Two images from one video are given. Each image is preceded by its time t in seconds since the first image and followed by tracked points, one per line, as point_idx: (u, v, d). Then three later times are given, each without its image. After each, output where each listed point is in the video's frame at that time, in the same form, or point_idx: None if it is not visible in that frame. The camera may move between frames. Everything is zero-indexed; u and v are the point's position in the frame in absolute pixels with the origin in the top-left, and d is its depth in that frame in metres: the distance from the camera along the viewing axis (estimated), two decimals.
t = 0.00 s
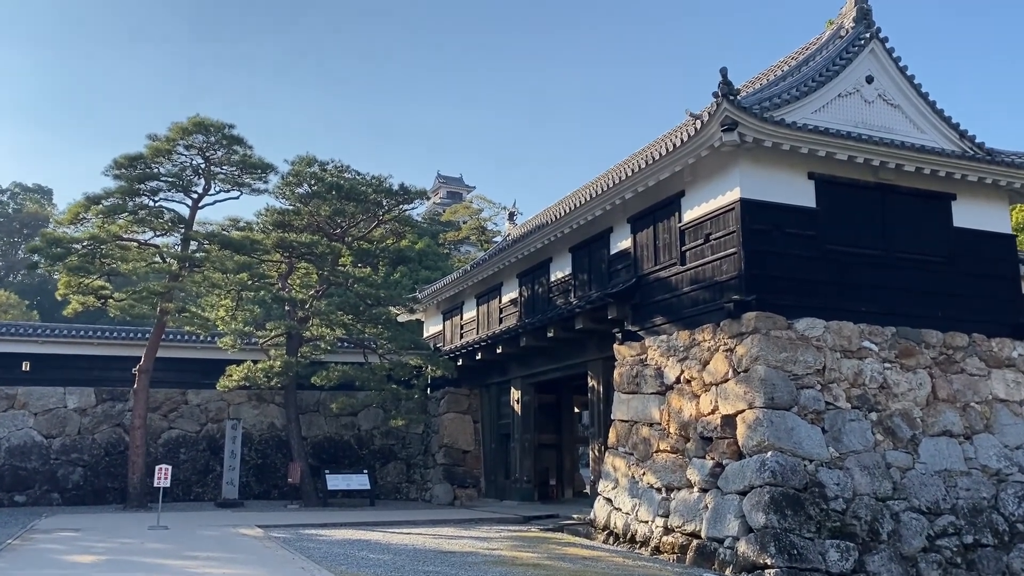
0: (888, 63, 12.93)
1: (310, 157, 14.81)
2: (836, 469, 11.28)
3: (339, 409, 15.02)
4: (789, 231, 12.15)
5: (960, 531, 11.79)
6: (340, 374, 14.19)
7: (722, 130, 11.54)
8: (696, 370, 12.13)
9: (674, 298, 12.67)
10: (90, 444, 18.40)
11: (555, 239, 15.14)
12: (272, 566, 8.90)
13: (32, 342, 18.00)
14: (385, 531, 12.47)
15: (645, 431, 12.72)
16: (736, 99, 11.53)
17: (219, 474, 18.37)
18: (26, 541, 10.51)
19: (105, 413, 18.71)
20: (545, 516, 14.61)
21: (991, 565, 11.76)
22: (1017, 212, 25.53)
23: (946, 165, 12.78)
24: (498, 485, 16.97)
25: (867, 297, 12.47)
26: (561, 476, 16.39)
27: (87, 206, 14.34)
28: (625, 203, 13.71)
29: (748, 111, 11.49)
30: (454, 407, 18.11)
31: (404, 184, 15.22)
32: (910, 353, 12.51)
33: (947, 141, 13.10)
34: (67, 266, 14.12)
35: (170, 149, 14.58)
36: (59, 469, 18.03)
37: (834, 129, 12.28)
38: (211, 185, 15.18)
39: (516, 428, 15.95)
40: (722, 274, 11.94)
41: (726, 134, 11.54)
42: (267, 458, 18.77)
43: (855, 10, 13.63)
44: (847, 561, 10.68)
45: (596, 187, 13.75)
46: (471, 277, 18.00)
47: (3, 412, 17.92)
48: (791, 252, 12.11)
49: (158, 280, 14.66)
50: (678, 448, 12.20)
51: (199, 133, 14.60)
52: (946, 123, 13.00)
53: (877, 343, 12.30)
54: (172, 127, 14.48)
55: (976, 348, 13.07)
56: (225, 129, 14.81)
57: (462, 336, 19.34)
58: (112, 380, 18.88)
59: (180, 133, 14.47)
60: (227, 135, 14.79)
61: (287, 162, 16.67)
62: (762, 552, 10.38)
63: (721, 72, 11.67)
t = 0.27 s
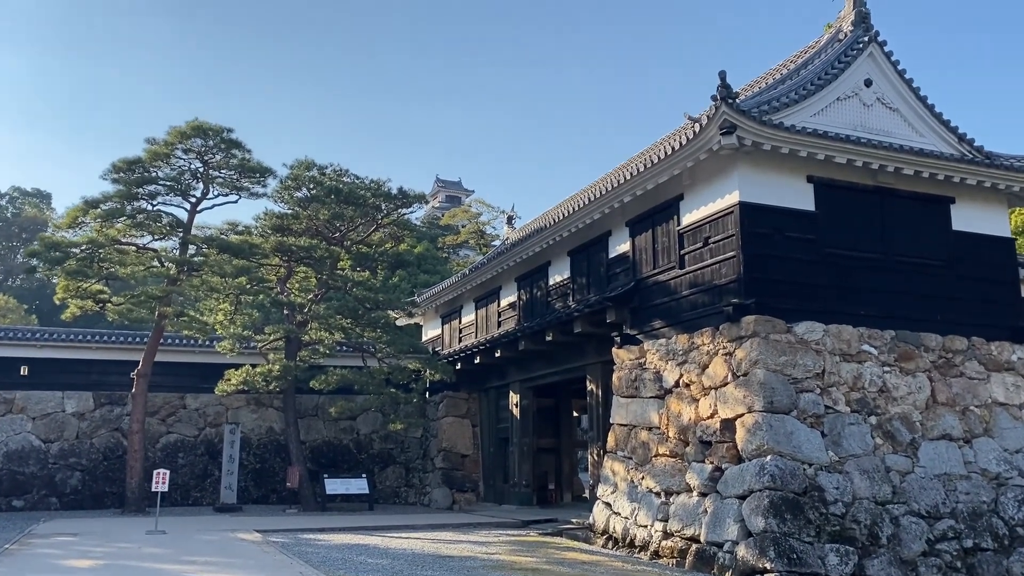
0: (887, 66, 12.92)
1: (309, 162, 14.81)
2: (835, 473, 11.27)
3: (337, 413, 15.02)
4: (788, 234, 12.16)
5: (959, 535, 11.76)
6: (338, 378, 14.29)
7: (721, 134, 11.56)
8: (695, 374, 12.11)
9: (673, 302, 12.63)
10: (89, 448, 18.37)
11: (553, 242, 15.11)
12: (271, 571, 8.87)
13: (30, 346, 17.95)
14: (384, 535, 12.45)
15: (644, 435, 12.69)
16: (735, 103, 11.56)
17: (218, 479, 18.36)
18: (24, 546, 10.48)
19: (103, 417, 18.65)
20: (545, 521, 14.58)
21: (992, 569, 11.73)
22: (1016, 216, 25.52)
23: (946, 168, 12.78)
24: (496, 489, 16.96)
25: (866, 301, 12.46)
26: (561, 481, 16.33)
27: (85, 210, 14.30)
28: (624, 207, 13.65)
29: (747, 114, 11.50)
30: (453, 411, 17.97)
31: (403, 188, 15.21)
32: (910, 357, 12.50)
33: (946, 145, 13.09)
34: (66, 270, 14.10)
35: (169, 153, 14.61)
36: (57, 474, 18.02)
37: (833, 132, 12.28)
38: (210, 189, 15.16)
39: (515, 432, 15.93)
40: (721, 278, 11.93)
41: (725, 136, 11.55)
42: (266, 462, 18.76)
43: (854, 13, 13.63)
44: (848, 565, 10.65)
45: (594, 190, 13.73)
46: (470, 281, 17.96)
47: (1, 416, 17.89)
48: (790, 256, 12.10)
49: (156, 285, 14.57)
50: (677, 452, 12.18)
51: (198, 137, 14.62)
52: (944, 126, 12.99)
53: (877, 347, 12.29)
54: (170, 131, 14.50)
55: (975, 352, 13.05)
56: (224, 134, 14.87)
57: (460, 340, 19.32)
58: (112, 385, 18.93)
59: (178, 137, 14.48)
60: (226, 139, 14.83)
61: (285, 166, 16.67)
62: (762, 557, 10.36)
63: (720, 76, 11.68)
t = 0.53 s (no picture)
0: (887, 71, 12.93)
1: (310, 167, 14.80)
2: (836, 477, 11.25)
3: (339, 417, 15.07)
4: (789, 239, 12.20)
5: (960, 540, 11.75)
6: (339, 383, 14.17)
7: (721, 139, 11.60)
8: (695, 378, 12.12)
9: (673, 307, 12.63)
10: (89, 453, 18.39)
11: (554, 247, 15.10)
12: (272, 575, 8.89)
13: (30, 351, 17.95)
14: (384, 541, 12.45)
15: (644, 439, 12.69)
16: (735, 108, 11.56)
17: (218, 484, 18.33)
18: (23, 551, 10.49)
19: (104, 422, 18.70)
20: (545, 526, 14.58)
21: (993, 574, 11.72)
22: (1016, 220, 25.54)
23: (945, 173, 12.80)
24: (497, 494, 16.91)
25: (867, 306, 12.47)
26: (561, 486, 16.38)
27: (87, 216, 14.35)
28: (624, 212, 13.63)
29: (747, 119, 11.50)
30: (454, 416, 18.04)
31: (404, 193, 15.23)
32: (911, 362, 12.50)
33: (945, 150, 13.11)
34: (67, 275, 14.09)
35: (170, 158, 14.60)
36: (59, 479, 18.02)
37: (833, 137, 12.31)
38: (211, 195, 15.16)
39: (515, 437, 15.91)
40: (721, 283, 11.94)
41: (725, 142, 11.56)
42: (266, 467, 18.75)
43: (854, 18, 13.65)
44: (848, 570, 10.63)
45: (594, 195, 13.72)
46: (470, 286, 17.95)
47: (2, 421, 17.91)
48: (790, 261, 12.13)
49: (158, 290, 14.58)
50: (678, 456, 12.18)
51: (199, 143, 14.65)
52: (944, 131, 13.01)
53: (877, 352, 12.30)
54: (172, 136, 14.52)
55: (975, 357, 13.06)
56: (226, 139, 14.90)
57: (461, 345, 19.34)
58: (112, 390, 18.87)
59: (180, 142, 14.48)
60: (227, 144, 14.88)
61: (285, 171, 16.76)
62: (762, 561, 10.37)
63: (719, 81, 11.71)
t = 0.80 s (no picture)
0: (942, 47, 11.39)
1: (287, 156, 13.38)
2: (885, 510, 9.75)
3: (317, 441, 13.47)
4: (830, 239, 10.66)
5: None
6: (318, 402, 12.74)
7: (752, 123, 10.11)
8: (725, 398, 10.56)
9: (698, 316, 11.04)
10: (34, 482, 16.86)
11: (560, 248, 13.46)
12: None
13: None
14: None
15: (666, 467, 11.09)
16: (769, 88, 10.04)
17: (180, 517, 16.84)
18: None
19: (50, 447, 17.20)
20: (552, 564, 13.00)
21: None
22: None
23: (1009, 163, 11.25)
24: (497, 529, 15.44)
25: (919, 314, 10.92)
26: (571, 519, 14.83)
27: (32, 212, 13.05)
28: (643, 206, 11.98)
29: (782, 101, 10.06)
30: (448, 441, 16.42)
31: (392, 186, 13.75)
32: (969, 378, 10.94)
33: (1007, 136, 11.57)
34: (9, 279, 12.64)
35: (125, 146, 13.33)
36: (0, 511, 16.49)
37: (881, 122, 10.79)
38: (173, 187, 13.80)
39: (518, 464, 14.35)
40: (753, 288, 10.40)
41: (757, 127, 10.07)
42: (235, 498, 17.22)
43: None
44: None
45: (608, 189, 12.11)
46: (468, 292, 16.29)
47: None
48: (832, 263, 10.60)
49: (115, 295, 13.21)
50: (704, 487, 10.61)
51: (158, 129, 13.35)
52: (1006, 115, 11.47)
53: (931, 367, 10.75)
54: (127, 122, 13.15)
55: None
56: (189, 125, 13.53)
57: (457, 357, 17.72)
58: (60, 411, 17.38)
59: (137, 128, 13.18)
60: (191, 131, 13.52)
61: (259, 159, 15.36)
62: None
63: (751, 56, 10.18)
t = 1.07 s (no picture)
0: (977, 37, 10.69)
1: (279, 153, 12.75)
2: (917, 533, 9.07)
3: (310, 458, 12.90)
4: (859, 242, 9.94)
5: None
6: (310, 417, 12.21)
7: (775, 119, 9.41)
8: (745, 413, 9.80)
9: (716, 325, 10.31)
10: (8, 501, 16.08)
11: (569, 253, 12.59)
12: None
13: None
14: None
15: (683, 487, 10.30)
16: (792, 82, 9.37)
17: (163, 539, 16.15)
18: None
19: (24, 464, 16.40)
20: None
21: None
22: None
23: None
24: (502, 553, 14.69)
25: (953, 323, 10.19)
26: (580, 542, 14.02)
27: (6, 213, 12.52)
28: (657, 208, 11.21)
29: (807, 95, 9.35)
30: (449, 458, 15.73)
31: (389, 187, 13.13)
32: (1008, 392, 10.23)
33: None
34: None
35: (105, 144, 12.84)
36: None
37: (913, 117, 10.08)
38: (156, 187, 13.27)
39: (524, 483, 13.60)
40: (776, 295, 9.68)
41: (779, 123, 9.38)
42: (222, 519, 16.53)
43: None
44: None
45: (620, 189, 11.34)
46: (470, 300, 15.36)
47: None
48: (861, 268, 9.87)
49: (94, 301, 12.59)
50: (723, 508, 9.85)
51: (141, 126, 12.85)
52: None
53: (966, 380, 10.01)
54: (108, 119, 12.72)
55: None
56: (173, 121, 13.06)
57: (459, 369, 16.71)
58: (34, 426, 16.58)
59: (118, 124, 12.71)
60: (175, 128, 13.04)
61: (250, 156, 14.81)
62: None
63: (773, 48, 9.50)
